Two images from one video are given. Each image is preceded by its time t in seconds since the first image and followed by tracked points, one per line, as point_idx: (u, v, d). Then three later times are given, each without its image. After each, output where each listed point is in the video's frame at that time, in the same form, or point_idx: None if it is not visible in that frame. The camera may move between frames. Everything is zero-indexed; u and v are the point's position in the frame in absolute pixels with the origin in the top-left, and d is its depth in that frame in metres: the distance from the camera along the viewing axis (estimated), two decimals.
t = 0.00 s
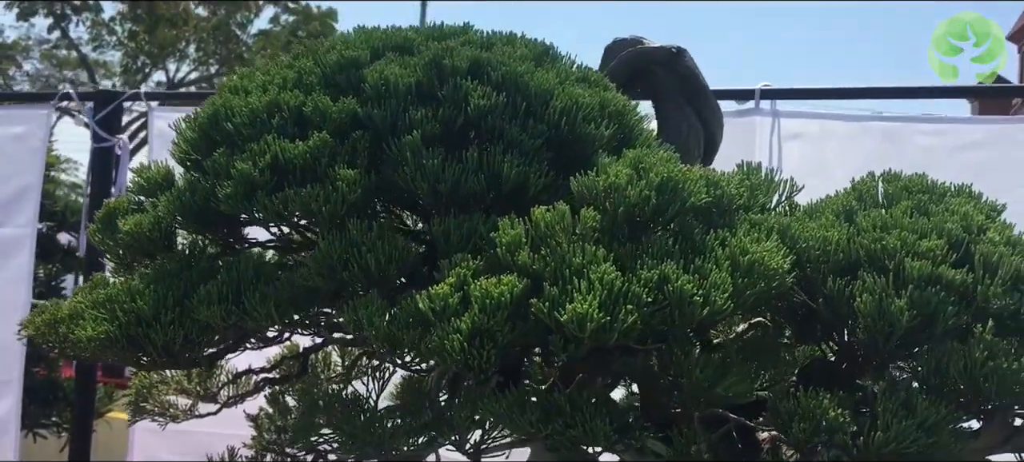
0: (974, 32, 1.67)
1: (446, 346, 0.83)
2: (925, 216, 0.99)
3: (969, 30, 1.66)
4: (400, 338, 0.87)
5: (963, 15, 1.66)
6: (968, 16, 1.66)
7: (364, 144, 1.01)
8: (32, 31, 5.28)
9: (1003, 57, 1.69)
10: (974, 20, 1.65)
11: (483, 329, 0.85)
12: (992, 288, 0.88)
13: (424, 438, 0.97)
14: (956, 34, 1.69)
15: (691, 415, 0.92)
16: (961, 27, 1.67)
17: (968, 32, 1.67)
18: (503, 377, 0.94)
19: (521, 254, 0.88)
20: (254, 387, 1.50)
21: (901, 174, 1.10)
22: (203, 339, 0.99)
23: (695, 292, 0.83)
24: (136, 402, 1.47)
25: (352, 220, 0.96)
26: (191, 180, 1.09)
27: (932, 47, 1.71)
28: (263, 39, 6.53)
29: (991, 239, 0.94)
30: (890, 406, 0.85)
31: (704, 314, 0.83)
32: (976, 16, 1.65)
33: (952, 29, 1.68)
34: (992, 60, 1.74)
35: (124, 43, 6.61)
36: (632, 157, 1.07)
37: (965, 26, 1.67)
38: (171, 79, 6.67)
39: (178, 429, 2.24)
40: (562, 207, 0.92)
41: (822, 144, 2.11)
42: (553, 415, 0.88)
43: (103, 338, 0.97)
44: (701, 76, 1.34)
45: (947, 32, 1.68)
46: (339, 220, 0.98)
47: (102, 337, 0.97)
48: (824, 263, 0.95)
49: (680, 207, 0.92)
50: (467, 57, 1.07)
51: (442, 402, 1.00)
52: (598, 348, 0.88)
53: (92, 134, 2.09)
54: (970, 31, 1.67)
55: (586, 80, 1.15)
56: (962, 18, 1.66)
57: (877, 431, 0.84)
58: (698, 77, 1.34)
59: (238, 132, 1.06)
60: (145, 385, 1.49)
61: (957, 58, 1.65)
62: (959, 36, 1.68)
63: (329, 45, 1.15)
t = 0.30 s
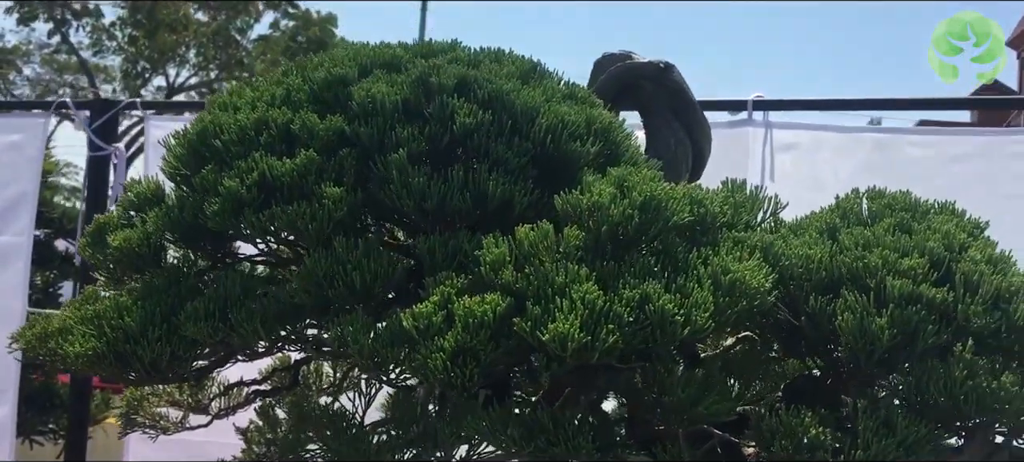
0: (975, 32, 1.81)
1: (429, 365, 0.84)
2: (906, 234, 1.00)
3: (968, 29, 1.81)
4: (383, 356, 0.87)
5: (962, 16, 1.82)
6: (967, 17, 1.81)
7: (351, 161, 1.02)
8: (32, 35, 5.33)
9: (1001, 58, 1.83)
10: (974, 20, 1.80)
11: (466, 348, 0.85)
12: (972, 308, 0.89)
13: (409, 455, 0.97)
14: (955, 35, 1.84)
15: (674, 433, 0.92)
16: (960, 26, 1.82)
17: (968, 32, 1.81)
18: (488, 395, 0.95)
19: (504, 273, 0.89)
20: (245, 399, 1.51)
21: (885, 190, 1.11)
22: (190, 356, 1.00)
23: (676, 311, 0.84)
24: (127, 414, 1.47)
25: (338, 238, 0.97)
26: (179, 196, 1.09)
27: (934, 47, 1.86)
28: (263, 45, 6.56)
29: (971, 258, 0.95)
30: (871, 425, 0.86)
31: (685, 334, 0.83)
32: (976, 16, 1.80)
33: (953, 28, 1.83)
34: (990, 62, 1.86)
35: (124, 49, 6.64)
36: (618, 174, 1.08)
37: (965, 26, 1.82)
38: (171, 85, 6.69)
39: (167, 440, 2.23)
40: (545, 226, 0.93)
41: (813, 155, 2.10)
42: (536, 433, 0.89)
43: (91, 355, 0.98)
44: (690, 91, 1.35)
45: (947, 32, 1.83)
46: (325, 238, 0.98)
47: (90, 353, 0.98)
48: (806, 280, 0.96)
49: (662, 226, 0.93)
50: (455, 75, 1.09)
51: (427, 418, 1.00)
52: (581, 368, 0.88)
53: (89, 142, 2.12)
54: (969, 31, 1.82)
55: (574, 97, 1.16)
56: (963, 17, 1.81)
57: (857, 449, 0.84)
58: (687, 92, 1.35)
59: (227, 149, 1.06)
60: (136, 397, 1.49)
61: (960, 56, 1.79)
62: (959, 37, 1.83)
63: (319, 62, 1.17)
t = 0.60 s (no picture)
0: (975, 32, 1.81)
1: (415, 381, 0.84)
2: (892, 249, 1.01)
3: (968, 29, 1.82)
4: (369, 371, 0.87)
5: (962, 16, 1.83)
6: (968, 17, 1.82)
7: (339, 176, 1.02)
8: (28, 37, 5.35)
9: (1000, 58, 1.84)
10: (976, 20, 1.80)
11: (452, 364, 0.85)
12: (958, 324, 0.90)
13: None
14: (955, 35, 1.85)
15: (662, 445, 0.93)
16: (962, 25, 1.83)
17: (967, 31, 1.82)
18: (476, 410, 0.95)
19: (490, 289, 0.89)
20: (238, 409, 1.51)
21: (871, 203, 1.12)
22: (178, 370, 1.00)
23: (662, 328, 0.84)
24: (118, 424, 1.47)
25: (325, 253, 0.97)
26: (167, 209, 1.09)
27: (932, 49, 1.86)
28: (259, 47, 6.57)
29: (957, 273, 0.96)
30: (856, 440, 0.86)
31: (671, 351, 0.84)
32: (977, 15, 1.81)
33: (953, 29, 1.83)
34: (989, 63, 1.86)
35: (120, 52, 6.64)
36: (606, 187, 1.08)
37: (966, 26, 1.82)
38: (167, 87, 6.69)
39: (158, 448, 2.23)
40: (532, 242, 0.93)
41: (804, 164, 2.11)
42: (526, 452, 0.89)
43: (77, 369, 0.98)
44: (679, 102, 1.35)
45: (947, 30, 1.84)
46: (313, 252, 0.98)
47: (75, 367, 0.98)
48: (794, 295, 0.96)
49: (649, 242, 0.93)
50: (443, 88, 1.09)
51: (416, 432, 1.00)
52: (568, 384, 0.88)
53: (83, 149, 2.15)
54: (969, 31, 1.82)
55: (563, 110, 1.16)
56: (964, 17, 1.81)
57: None
58: (676, 103, 1.35)
59: (216, 163, 1.06)
60: (127, 406, 1.49)
61: (961, 55, 1.79)
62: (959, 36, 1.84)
63: (309, 74, 1.17)
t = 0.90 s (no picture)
0: (975, 31, 2.02)
1: (398, 399, 0.86)
2: (878, 265, 1.10)
3: (968, 29, 2.02)
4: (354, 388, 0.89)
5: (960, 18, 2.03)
6: (968, 17, 2.02)
7: (324, 190, 1.06)
8: (21, 38, 5.34)
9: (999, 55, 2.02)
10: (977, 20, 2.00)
11: (436, 381, 0.87)
12: (944, 342, 0.97)
13: None
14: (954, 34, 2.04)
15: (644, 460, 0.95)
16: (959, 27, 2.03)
17: (967, 32, 2.02)
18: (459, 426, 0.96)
19: (476, 307, 0.92)
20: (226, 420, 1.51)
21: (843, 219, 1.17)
22: (163, 387, 1.00)
23: (646, 346, 0.87)
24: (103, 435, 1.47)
25: (311, 269, 1.00)
26: (152, 224, 1.10)
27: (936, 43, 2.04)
28: (252, 49, 6.55)
29: (942, 290, 1.05)
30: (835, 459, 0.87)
31: (655, 369, 0.87)
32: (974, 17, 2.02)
33: (953, 29, 2.03)
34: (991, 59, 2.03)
35: (113, 54, 6.63)
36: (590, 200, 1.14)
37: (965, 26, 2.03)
38: (159, 90, 6.68)
39: (144, 461, 2.23)
40: (516, 260, 0.97)
41: (797, 171, 2.21)
42: None
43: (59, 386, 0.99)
44: (668, 113, 1.35)
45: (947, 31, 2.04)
46: (298, 268, 1.02)
47: (59, 384, 0.99)
48: (778, 311, 1.03)
49: (635, 258, 0.98)
50: (430, 104, 1.14)
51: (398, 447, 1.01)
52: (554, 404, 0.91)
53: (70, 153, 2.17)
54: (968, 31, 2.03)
55: (549, 124, 1.20)
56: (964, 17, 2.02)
57: None
58: (665, 115, 1.36)
59: (201, 178, 1.08)
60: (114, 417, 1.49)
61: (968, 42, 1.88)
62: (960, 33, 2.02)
63: (295, 88, 1.20)
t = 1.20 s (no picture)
0: (975, 30, 2.26)
1: (377, 421, 1.03)
2: (859, 285, 1.30)
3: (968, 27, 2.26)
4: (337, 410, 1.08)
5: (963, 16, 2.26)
6: (969, 16, 2.25)
7: (302, 210, 1.26)
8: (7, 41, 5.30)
9: (999, 54, 2.29)
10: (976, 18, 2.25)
11: (416, 405, 1.05)
12: (924, 364, 1.16)
13: None
14: (955, 34, 2.29)
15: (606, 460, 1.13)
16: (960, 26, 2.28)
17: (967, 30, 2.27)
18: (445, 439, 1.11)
19: (457, 331, 1.10)
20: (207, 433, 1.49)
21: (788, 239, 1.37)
22: (140, 406, 1.21)
23: (626, 371, 1.05)
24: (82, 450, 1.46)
25: (289, 292, 1.19)
26: (129, 245, 1.31)
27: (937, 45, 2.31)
28: (240, 52, 6.59)
29: (923, 310, 1.24)
30: None
31: (634, 390, 1.04)
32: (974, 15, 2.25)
33: (955, 27, 2.28)
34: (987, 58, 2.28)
35: (99, 55, 6.61)
36: (569, 215, 1.35)
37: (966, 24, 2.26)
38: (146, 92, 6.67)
39: None
40: (497, 284, 1.15)
41: (782, 180, 2.35)
42: None
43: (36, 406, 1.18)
44: (649, 125, 1.59)
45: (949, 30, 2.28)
46: (277, 287, 1.21)
47: (35, 404, 1.18)
48: (761, 331, 1.24)
49: (615, 280, 1.17)
50: (410, 123, 1.35)
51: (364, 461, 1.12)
52: (537, 425, 1.09)
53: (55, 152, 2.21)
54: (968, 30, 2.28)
55: (530, 143, 1.42)
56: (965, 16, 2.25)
57: None
58: (646, 128, 1.60)
59: (179, 196, 1.30)
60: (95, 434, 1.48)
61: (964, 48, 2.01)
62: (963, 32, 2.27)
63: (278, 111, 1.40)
